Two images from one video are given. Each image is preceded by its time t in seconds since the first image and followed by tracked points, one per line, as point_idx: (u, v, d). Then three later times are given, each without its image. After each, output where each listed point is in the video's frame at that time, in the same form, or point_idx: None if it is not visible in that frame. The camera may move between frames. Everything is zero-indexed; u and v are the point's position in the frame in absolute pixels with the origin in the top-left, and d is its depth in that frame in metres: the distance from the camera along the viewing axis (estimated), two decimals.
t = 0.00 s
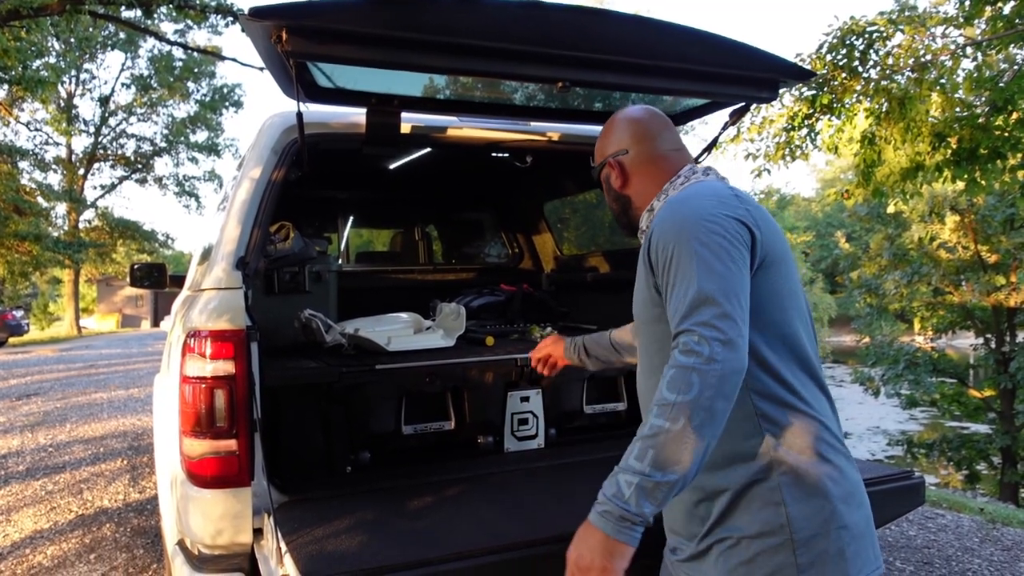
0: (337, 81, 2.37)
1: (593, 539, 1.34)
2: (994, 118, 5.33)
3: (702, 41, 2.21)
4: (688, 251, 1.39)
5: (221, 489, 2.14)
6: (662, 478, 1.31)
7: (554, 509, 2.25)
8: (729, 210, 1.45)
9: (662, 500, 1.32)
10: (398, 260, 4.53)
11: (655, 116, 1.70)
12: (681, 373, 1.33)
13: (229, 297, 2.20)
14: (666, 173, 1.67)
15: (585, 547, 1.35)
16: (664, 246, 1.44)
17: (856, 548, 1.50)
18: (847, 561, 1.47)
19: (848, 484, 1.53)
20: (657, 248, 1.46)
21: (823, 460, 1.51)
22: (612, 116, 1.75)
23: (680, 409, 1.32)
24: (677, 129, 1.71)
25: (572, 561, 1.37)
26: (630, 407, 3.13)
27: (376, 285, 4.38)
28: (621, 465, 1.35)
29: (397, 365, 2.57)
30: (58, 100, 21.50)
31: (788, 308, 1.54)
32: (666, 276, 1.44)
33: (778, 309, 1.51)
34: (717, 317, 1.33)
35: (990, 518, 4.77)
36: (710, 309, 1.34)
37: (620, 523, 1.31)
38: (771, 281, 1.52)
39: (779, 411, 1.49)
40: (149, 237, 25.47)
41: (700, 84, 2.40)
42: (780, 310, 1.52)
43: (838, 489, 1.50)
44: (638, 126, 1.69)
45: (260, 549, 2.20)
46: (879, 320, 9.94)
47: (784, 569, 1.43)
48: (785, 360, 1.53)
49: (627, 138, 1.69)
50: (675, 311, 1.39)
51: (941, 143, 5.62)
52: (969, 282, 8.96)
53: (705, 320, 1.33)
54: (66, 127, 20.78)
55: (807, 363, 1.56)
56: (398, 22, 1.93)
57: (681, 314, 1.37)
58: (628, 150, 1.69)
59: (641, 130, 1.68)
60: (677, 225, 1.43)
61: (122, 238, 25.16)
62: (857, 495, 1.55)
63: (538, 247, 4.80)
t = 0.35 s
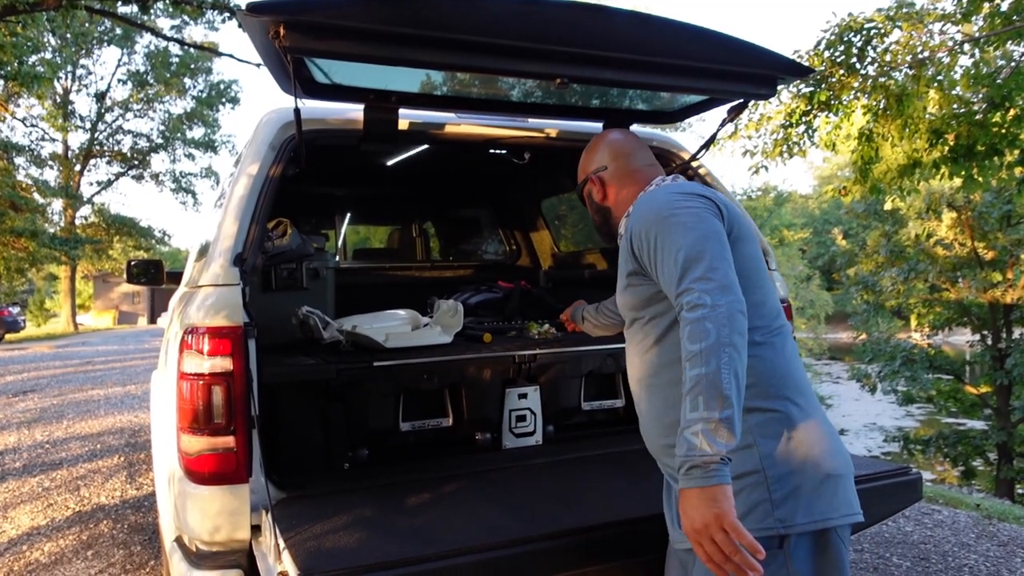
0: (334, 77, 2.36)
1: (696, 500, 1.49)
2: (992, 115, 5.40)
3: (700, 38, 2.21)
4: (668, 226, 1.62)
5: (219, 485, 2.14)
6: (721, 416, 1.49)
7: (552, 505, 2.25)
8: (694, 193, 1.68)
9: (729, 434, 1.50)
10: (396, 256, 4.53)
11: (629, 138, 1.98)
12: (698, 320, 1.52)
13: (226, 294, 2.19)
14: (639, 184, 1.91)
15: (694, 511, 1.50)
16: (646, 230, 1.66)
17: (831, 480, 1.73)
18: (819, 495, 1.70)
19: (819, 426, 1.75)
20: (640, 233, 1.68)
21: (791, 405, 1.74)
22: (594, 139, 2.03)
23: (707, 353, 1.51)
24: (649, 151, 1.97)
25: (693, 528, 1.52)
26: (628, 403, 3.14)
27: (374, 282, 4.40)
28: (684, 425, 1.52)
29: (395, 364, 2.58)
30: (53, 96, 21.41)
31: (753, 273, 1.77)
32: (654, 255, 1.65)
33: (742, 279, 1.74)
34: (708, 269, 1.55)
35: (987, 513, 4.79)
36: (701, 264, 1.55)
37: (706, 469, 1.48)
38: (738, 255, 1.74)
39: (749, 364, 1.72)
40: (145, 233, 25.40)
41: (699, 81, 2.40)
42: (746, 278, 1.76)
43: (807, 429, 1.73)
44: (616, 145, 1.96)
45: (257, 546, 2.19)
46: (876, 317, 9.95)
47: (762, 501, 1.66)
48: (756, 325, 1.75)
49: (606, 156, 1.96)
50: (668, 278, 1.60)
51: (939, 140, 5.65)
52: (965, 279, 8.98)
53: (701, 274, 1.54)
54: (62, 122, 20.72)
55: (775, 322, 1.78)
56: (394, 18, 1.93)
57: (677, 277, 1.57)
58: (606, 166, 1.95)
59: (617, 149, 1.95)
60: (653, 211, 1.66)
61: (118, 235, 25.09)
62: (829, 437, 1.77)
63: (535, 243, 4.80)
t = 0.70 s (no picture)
0: (330, 77, 2.36)
1: (686, 477, 1.49)
2: (987, 115, 5.39)
3: (695, 38, 2.21)
4: (650, 228, 1.65)
5: (215, 485, 2.14)
6: (711, 398, 1.49)
7: (548, 505, 2.25)
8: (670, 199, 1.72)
9: (719, 417, 1.50)
10: (393, 256, 4.52)
11: (606, 152, 1.98)
12: (685, 311, 1.52)
13: (222, 294, 2.19)
14: (619, 200, 1.92)
15: (684, 489, 1.49)
16: (628, 234, 1.70)
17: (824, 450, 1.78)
18: (814, 462, 1.75)
19: (808, 400, 1.81)
20: (624, 238, 1.71)
21: (781, 382, 1.79)
22: (573, 152, 2.03)
23: (694, 341, 1.51)
24: (626, 164, 1.99)
25: (680, 506, 1.51)
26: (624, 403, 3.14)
27: (370, 282, 4.39)
28: (673, 407, 1.52)
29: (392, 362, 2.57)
30: (48, 95, 21.35)
31: (731, 269, 1.84)
32: (638, 259, 1.67)
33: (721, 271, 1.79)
34: (692, 264, 1.57)
35: (981, 512, 4.80)
36: (684, 260, 1.57)
37: (698, 450, 1.48)
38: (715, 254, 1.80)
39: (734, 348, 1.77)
40: (140, 233, 25.34)
41: (695, 81, 2.40)
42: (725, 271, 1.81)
43: (798, 402, 1.79)
44: (594, 159, 1.96)
45: (253, 546, 2.19)
46: (871, 317, 9.99)
47: (762, 474, 1.71)
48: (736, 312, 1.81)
49: (585, 170, 1.96)
50: (652, 278, 1.62)
51: (933, 140, 5.66)
52: (960, 278, 9.00)
53: (684, 269, 1.55)
54: (57, 122, 20.67)
55: (757, 309, 1.85)
56: (391, 18, 1.93)
57: (661, 274, 1.59)
58: (586, 181, 1.95)
59: (595, 163, 1.96)
60: (635, 216, 1.70)
61: (114, 234, 25.03)
62: (817, 411, 1.83)
63: (532, 243, 4.81)
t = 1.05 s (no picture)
0: (329, 80, 2.37)
1: (695, 489, 1.50)
2: (983, 117, 5.43)
3: (693, 42, 2.22)
4: (654, 235, 1.65)
5: (213, 488, 2.14)
6: (719, 410, 1.51)
7: (546, 507, 2.26)
8: (675, 203, 1.73)
9: (726, 429, 1.52)
10: (391, 258, 4.53)
11: (602, 153, 1.99)
12: (691, 322, 1.53)
13: (221, 297, 2.19)
14: (616, 201, 1.94)
15: (692, 501, 1.50)
16: (631, 240, 1.70)
17: (824, 454, 1.79)
18: (816, 465, 1.77)
19: (807, 403, 1.82)
20: (627, 244, 1.71)
21: (780, 386, 1.80)
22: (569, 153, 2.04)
23: (701, 351, 1.52)
24: (622, 165, 2.00)
25: (688, 518, 1.52)
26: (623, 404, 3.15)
27: (370, 284, 4.37)
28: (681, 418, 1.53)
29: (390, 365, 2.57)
30: (45, 96, 21.33)
31: (732, 274, 1.85)
32: (641, 266, 1.68)
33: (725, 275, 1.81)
34: (697, 273, 1.57)
35: (978, 514, 4.82)
36: (689, 269, 1.58)
37: (706, 462, 1.49)
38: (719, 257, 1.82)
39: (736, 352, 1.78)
40: (138, 235, 25.31)
41: (693, 85, 2.41)
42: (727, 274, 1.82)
43: (797, 405, 1.80)
44: (590, 161, 1.97)
45: (252, 548, 2.20)
46: (868, 319, 10.01)
47: (763, 477, 1.71)
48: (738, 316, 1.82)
49: (581, 172, 1.97)
50: (656, 286, 1.63)
51: (930, 143, 5.69)
52: (957, 280, 9.03)
53: (690, 279, 1.56)
54: (54, 123, 20.66)
55: (756, 312, 1.86)
56: (389, 21, 1.94)
57: (665, 283, 1.60)
58: (583, 182, 1.96)
59: (591, 164, 1.97)
60: (638, 222, 1.70)
61: (111, 236, 24.99)
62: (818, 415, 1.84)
63: (530, 245, 4.82)
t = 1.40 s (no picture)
0: (335, 80, 2.37)
1: (726, 515, 1.50)
2: (990, 120, 5.38)
3: (700, 42, 2.22)
4: (681, 238, 1.63)
5: (221, 488, 2.14)
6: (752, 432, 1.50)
7: (553, 508, 2.26)
8: (703, 203, 1.70)
9: (758, 451, 1.52)
10: (397, 259, 4.54)
11: (612, 141, 1.98)
12: (723, 336, 1.53)
13: (229, 296, 2.20)
14: (630, 191, 1.94)
15: (724, 527, 1.50)
16: (656, 241, 1.68)
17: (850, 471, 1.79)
18: (841, 484, 1.76)
19: (832, 419, 1.81)
20: (651, 245, 1.69)
21: (807, 402, 1.79)
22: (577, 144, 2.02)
23: (733, 368, 1.52)
24: (635, 152, 1.99)
25: (720, 546, 1.52)
26: (629, 406, 3.14)
27: (375, 284, 4.39)
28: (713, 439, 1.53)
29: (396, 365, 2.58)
30: (53, 98, 21.44)
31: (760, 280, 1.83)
32: (667, 270, 1.66)
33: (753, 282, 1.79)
34: (727, 284, 1.56)
35: (985, 518, 4.79)
36: (719, 279, 1.56)
37: (738, 487, 1.49)
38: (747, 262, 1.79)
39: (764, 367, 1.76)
40: (144, 236, 25.40)
41: (703, 87, 2.41)
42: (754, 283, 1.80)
43: (823, 421, 1.80)
44: (601, 151, 1.96)
45: (259, 548, 2.20)
46: (874, 322, 9.98)
47: (790, 497, 1.70)
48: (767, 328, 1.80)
49: (594, 163, 1.96)
50: (684, 293, 1.61)
51: (937, 146, 5.65)
52: (963, 283, 9.00)
53: (721, 289, 1.55)
54: (61, 124, 20.77)
55: (782, 323, 1.84)
56: (398, 22, 1.94)
57: (695, 292, 1.58)
58: (596, 173, 1.95)
59: (602, 154, 1.96)
60: (664, 222, 1.67)
61: (117, 237, 25.07)
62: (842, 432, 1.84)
63: (536, 246, 4.82)
